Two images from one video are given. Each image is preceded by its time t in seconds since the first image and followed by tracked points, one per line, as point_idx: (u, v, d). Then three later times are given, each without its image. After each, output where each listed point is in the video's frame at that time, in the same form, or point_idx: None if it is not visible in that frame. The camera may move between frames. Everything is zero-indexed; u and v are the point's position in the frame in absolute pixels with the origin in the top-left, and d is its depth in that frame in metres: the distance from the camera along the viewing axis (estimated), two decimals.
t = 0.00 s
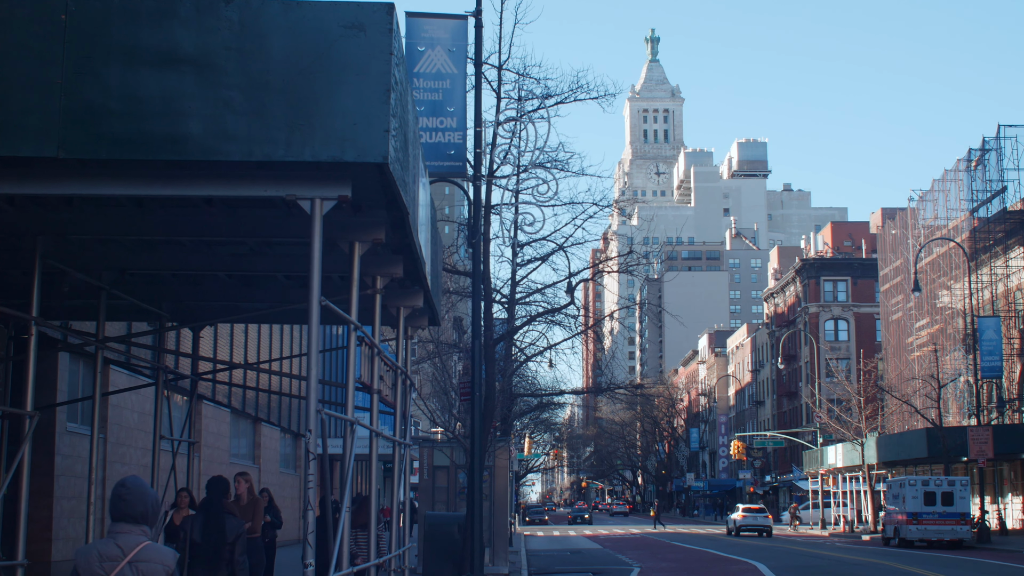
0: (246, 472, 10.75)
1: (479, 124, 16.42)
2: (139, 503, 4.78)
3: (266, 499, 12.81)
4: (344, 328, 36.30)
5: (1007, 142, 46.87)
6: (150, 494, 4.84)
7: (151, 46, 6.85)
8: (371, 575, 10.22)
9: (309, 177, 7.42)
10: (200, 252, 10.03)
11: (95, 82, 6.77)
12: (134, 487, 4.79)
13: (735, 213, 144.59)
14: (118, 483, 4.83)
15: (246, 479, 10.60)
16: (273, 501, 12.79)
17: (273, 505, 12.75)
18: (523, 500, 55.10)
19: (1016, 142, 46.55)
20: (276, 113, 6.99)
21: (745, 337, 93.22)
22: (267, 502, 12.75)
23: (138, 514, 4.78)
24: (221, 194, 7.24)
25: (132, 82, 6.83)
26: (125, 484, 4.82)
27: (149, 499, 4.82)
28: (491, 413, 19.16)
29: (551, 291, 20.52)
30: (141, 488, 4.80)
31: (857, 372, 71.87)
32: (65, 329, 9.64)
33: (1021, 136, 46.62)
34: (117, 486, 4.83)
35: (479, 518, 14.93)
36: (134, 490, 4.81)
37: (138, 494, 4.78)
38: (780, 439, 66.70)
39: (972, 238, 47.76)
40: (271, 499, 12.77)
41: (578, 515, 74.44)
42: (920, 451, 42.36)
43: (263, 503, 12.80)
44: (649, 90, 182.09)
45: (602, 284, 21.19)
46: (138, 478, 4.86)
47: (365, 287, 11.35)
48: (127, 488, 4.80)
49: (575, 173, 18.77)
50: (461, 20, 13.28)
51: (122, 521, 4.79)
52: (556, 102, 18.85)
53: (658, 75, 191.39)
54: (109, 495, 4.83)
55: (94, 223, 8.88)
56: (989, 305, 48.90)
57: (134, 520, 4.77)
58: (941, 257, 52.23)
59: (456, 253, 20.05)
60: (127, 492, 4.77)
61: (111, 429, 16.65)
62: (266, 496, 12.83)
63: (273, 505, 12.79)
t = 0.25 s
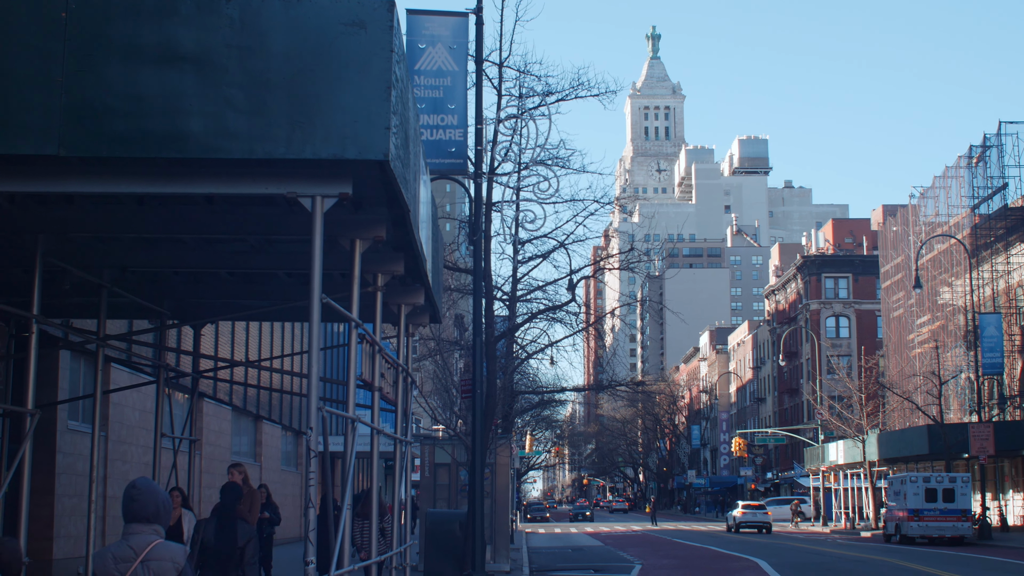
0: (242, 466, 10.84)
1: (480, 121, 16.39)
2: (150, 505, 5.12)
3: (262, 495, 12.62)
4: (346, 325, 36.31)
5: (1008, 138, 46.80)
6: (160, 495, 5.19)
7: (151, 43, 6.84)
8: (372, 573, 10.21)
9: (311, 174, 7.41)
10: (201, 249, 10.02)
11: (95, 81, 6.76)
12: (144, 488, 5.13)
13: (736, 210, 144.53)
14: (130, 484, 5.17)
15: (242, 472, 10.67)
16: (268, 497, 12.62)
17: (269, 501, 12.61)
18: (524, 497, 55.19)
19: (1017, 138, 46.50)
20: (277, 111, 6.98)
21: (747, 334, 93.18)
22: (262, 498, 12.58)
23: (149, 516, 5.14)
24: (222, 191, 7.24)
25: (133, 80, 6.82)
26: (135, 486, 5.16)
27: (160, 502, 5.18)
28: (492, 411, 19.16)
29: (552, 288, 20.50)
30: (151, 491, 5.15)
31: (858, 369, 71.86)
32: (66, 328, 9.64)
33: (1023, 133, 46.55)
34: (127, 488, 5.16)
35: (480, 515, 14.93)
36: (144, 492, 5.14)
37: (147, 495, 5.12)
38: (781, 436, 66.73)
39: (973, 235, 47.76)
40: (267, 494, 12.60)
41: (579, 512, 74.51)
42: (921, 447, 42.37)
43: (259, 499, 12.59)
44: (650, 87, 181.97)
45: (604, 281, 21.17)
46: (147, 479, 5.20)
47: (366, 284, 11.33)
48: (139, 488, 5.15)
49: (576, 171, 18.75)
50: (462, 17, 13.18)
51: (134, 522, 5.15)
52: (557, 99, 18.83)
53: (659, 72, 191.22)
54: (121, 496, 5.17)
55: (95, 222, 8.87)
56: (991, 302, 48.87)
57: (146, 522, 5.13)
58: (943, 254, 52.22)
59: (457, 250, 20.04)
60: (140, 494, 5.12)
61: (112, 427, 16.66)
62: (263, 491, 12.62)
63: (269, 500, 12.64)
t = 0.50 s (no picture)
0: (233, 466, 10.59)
1: (478, 120, 16.38)
2: (166, 499, 5.16)
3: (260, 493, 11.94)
4: (344, 325, 36.32)
5: (1006, 137, 46.82)
6: (176, 491, 5.22)
7: (150, 42, 6.83)
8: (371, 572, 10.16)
9: (310, 174, 7.40)
10: (200, 249, 10.00)
11: (94, 79, 6.74)
12: (160, 485, 5.16)
13: (735, 209, 144.59)
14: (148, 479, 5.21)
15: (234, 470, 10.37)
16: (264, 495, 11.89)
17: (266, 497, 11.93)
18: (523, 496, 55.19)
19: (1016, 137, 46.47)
20: (276, 110, 6.97)
21: (745, 333, 93.25)
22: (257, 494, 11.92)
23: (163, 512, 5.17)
24: (221, 190, 7.22)
25: (132, 79, 6.80)
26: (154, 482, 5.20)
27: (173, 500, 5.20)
28: (491, 410, 19.14)
29: (551, 288, 20.48)
30: (167, 487, 5.18)
31: (857, 368, 71.93)
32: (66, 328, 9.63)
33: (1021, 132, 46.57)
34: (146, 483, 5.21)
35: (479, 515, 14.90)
36: (160, 488, 5.17)
37: (164, 491, 5.15)
38: (780, 435, 66.78)
39: (972, 233, 47.77)
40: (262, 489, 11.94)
41: (578, 511, 74.55)
42: (920, 446, 42.39)
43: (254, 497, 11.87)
44: (649, 86, 182.05)
45: (603, 280, 21.14)
46: (165, 476, 5.23)
47: (365, 283, 11.31)
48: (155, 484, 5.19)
49: (575, 170, 18.72)
50: (461, 16, 13.21)
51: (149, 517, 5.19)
52: (556, 99, 18.81)
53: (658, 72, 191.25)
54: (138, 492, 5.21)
55: (94, 221, 8.86)
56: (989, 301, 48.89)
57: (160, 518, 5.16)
58: (941, 252, 52.27)
59: (456, 249, 20.02)
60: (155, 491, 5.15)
61: (111, 427, 16.65)
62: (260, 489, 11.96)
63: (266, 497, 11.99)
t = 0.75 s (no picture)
0: (228, 462, 9.70)
1: (478, 119, 16.39)
2: (189, 504, 5.54)
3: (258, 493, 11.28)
4: (344, 324, 36.31)
5: (1006, 136, 46.81)
6: (199, 497, 5.60)
7: (148, 41, 6.82)
8: (371, 571, 10.11)
9: (309, 172, 7.40)
10: (200, 247, 9.99)
11: (93, 78, 6.74)
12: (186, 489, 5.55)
13: (735, 208, 144.63)
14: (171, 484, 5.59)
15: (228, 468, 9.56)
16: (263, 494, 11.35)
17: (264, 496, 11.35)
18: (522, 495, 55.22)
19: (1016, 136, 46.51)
20: (275, 109, 6.97)
21: (744, 332, 93.28)
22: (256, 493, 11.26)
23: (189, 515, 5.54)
24: (220, 189, 7.22)
25: (131, 78, 6.80)
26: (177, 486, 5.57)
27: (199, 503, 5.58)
28: (490, 409, 19.13)
29: (550, 287, 20.47)
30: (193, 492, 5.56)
31: (856, 367, 71.95)
32: (65, 327, 9.61)
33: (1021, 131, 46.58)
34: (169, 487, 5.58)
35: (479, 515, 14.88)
36: (186, 493, 5.55)
37: (189, 497, 5.54)
38: (779, 434, 66.81)
39: (971, 233, 47.78)
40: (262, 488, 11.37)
41: (577, 510, 74.60)
42: (920, 445, 42.39)
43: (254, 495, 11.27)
44: (648, 85, 182.05)
45: (602, 279, 21.13)
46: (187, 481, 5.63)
47: (364, 283, 11.31)
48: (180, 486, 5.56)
49: (574, 169, 18.72)
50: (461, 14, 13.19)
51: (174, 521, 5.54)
52: (555, 98, 18.81)
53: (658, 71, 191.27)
54: (164, 497, 5.58)
55: (93, 220, 8.84)
56: (989, 300, 48.88)
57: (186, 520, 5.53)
58: (941, 251, 52.29)
59: (456, 248, 20.00)
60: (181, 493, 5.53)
61: (111, 425, 16.65)
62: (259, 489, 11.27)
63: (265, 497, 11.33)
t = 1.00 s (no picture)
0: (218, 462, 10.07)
1: (478, 116, 16.38)
2: (209, 494, 6.60)
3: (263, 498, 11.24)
4: (344, 321, 36.38)
5: (1007, 132, 46.85)
6: (216, 489, 6.67)
7: (148, 38, 6.81)
8: (371, 568, 10.11)
9: (309, 169, 7.38)
10: (199, 244, 9.99)
11: (92, 75, 6.72)
12: (206, 483, 6.61)
13: (735, 204, 144.58)
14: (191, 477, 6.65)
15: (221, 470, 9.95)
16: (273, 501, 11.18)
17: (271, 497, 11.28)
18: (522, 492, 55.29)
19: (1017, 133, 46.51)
20: (275, 106, 6.95)
21: (745, 329, 93.29)
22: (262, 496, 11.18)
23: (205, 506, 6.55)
24: (220, 185, 7.22)
25: (131, 74, 6.79)
26: (199, 478, 6.63)
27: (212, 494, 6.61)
28: (491, 406, 19.15)
29: (551, 283, 20.47)
30: (211, 487, 6.63)
31: (857, 363, 71.96)
32: (66, 324, 9.61)
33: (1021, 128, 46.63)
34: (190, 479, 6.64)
35: (479, 511, 14.91)
36: (206, 484, 6.63)
37: (209, 486, 6.60)
38: (780, 430, 66.86)
39: (972, 229, 47.65)
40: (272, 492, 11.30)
41: (577, 506, 74.67)
42: (920, 442, 42.42)
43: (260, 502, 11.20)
44: (648, 82, 181.93)
45: (603, 275, 21.11)
46: (207, 473, 6.71)
47: (363, 279, 11.33)
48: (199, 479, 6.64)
49: (575, 165, 18.70)
50: (460, 11, 13.24)
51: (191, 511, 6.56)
52: (555, 94, 18.79)
53: (658, 68, 191.06)
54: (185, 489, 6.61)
55: (93, 218, 8.85)
56: (989, 296, 48.85)
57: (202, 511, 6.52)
58: (941, 248, 52.29)
59: (456, 245, 20.00)
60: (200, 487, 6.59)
61: (112, 422, 16.68)
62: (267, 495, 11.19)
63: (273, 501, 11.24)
